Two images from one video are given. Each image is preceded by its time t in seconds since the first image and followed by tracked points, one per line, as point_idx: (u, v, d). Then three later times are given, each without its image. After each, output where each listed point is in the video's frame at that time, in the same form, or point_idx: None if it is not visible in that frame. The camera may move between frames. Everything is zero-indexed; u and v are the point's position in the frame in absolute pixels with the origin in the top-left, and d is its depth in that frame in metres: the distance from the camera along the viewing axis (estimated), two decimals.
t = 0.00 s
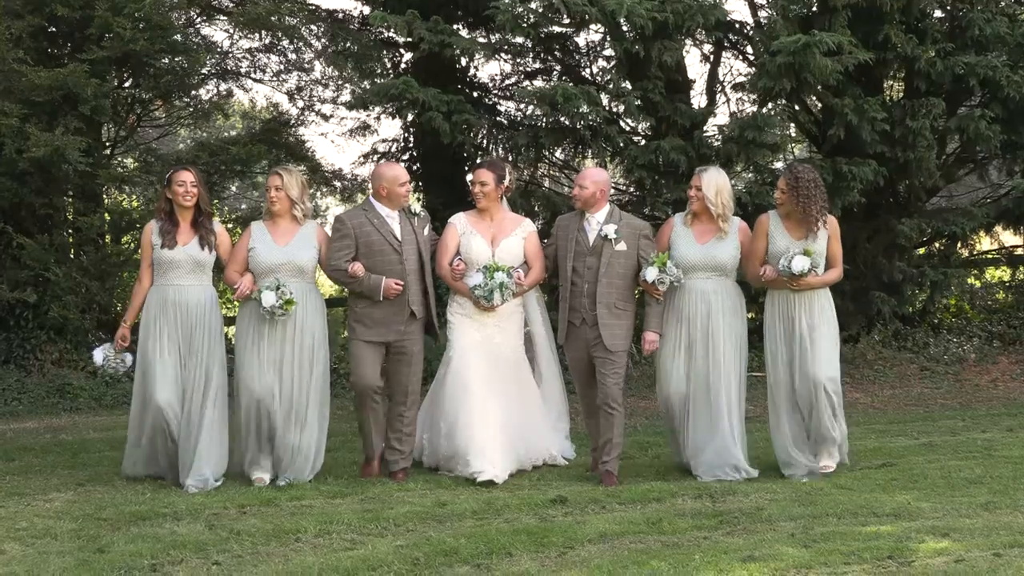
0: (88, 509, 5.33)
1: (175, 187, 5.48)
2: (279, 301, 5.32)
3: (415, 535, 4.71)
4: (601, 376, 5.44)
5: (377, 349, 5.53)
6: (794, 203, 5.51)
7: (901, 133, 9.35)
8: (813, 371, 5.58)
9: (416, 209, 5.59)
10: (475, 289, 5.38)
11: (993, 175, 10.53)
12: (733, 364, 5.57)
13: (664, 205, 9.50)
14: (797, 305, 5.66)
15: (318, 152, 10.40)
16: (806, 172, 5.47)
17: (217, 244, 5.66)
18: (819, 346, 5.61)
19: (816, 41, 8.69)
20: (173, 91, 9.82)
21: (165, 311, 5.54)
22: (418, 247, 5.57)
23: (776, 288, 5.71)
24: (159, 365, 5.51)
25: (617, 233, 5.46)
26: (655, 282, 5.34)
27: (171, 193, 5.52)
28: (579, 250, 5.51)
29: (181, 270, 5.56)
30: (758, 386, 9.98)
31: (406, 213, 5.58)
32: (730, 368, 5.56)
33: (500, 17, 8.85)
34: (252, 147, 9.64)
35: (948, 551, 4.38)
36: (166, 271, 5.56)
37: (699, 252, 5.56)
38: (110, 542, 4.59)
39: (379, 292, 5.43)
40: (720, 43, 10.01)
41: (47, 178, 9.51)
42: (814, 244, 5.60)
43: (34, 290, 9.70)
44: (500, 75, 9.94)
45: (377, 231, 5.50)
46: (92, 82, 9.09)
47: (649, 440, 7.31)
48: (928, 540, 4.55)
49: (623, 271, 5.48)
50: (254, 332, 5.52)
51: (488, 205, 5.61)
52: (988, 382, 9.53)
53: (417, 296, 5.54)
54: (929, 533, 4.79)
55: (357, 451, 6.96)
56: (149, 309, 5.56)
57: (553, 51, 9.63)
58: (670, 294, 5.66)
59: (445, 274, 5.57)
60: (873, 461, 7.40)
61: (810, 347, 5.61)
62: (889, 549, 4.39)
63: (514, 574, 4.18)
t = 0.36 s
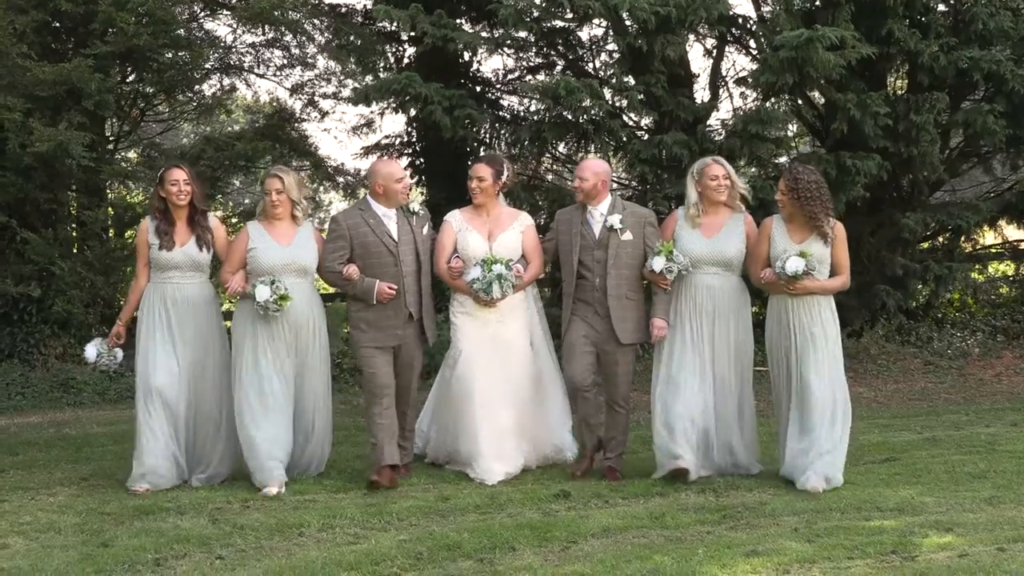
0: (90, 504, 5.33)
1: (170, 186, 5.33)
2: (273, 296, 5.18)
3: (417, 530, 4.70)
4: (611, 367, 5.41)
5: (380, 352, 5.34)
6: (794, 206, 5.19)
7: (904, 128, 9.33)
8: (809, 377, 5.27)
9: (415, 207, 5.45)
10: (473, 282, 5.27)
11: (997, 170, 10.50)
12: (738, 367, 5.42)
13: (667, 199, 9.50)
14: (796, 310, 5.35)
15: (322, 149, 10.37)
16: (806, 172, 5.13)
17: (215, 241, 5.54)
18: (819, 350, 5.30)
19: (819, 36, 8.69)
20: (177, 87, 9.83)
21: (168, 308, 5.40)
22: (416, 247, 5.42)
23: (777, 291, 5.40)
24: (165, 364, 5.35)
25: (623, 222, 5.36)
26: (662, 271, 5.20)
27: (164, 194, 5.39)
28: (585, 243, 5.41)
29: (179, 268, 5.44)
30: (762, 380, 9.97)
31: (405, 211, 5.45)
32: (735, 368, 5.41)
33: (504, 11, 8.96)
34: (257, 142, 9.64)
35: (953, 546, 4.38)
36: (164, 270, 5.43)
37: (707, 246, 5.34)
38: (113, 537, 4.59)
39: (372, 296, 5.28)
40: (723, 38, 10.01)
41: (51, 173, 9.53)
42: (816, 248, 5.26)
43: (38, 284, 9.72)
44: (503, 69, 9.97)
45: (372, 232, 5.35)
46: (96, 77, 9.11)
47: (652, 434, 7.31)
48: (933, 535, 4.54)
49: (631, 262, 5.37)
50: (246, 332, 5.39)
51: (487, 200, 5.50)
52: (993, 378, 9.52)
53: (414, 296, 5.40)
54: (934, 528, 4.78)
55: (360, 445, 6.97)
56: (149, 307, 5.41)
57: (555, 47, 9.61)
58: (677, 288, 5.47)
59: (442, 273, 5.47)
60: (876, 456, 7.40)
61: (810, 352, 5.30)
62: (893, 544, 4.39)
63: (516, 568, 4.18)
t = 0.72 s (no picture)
0: (99, 497, 5.43)
1: (158, 185, 5.44)
2: (271, 292, 5.24)
3: (424, 523, 4.80)
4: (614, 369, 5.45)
5: (378, 347, 5.36)
6: (799, 195, 5.15)
7: (906, 126, 9.41)
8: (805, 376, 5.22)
9: (410, 202, 5.42)
10: (476, 278, 5.32)
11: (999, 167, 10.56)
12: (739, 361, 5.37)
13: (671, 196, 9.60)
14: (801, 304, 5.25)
15: (331, 147, 10.38)
16: (809, 162, 5.10)
17: (202, 241, 5.60)
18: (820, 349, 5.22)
19: (821, 35, 8.78)
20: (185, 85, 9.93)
21: (144, 307, 5.49)
22: (412, 241, 5.40)
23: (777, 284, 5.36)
24: (147, 364, 5.47)
25: (621, 226, 5.36)
26: (651, 272, 5.21)
27: (153, 190, 5.47)
28: (583, 246, 5.41)
29: (163, 270, 5.53)
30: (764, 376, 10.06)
31: (399, 206, 5.41)
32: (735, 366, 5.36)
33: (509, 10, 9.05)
34: (266, 140, 9.74)
35: (954, 541, 4.46)
36: (148, 271, 5.52)
37: (701, 251, 5.29)
38: (123, 530, 4.69)
39: (366, 290, 5.26)
40: (727, 36, 10.09)
41: (61, 171, 9.64)
42: (820, 241, 5.20)
43: (49, 281, 9.84)
44: (508, 68, 10.05)
45: (366, 227, 5.33)
46: (106, 75, 9.22)
47: (655, 429, 7.41)
48: (934, 530, 4.63)
49: (627, 263, 5.37)
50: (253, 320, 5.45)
51: (485, 199, 5.55)
52: (995, 374, 9.60)
53: (408, 294, 5.35)
54: (934, 523, 4.87)
55: (367, 440, 7.07)
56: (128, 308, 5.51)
57: (561, 45, 9.68)
58: (674, 290, 5.41)
59: (445, 270, 5.52)
60: (878, 451, 7.49)
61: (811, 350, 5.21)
62: (894, 538, 4.48)
63: (520, 562, 4.28)
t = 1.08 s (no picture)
0: (113, 491, 5.54)
1: (165, 181, 5.48)
2: (270, 300, 5.18)
3: (433, 517, 4.92)
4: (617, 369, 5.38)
5: (374, 346, 5.38)
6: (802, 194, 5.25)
7: (910, 125, 9.51)
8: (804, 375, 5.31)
9: (416, 203, 5.48)
10: (475, 278, 5.32)
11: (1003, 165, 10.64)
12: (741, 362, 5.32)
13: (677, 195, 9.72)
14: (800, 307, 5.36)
15: (341, 144, 10.58)
16: (813, 161, 5.22)
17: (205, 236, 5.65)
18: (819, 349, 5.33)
19: (826, 35, 8.89)
20: (197, 85, 10.05)
21: (145, 301, 5.52)
22: (412, 242, 5.41)
23: (779, 287, 5.42)
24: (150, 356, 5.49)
25: (620, 221, 5.39)
26: (656, 270, 5.19)
27: (164, 188, 5.50)
28: (580, 241, 5.43)
29: (168, 266, 5.56)
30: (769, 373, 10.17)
31: (406, 207, 5.47)
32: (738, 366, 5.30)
33: (518, 10, 9.22)
34: (276, 138, 9.85)
35: (956, 535, 4.57)
36: (152, 267, 5.55)
37: (699, 244, 5.31)
38: (136, 524, 4.82)
39: (363, 289, 5.27)
40: (733, 36, 10.20)
41: (75, 168, 9.77)
42: (822, 243, 5.29)
43: (63, 278, 9.99)
44: (516, 67, 10.14)
45: (367, 227, 5.37)
46: (119, 74, 9.35)
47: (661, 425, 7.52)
48: (937, 524, 4.73)
49: (626, 260, 5.38)
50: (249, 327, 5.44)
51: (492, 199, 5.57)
52: (999, 370, 9.70)
53: (407, 293, 5.37)
54: (937, 518, 4.97)
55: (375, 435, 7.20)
56: (130, 303, 5.55)
57: (568, 44, 9.78)
58: (677, 288, 5.44)
59: (448, 271, 5.58)
60: (881, 447, 7.60)
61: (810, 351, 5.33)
62: (898, 532, 4.58)
63: (527, 555, 4.39)
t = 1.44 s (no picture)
0: (132, 484, 5.64)
1: (189, 181, 5.30)
2: (270, 308, 5.09)
3: (446, 512, 5.00)
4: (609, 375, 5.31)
5: (379, 345, 5.33)
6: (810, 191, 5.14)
7: (922, 123, 9.57)
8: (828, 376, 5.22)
9: (429, 199, 5.36)
10: (497, 280, 5.14)
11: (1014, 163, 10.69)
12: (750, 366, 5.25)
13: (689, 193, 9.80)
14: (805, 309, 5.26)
15: (357, 143, 10.65)
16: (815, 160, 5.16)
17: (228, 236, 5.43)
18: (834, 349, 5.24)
19: (839, 33, 8.96)
20: (214, 85, 10.09)
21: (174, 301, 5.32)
22: (426, 237, 5.34)
23: (785, 289, 5.22)
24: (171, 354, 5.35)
25: (625, 221, 5.31)
26: (650, 274, 5.12)
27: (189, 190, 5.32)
28: (585, 242, 5.36)
29: (192, 267, 5.35)
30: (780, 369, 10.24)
31: (419, 203, 5.37)
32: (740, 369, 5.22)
33: (531, 9, 9.30)
34: (293, 135, 9.94)
35: (966, 531, 4.63)
36: (175, 268, 5.34)
37: (707, 245, 5.20)
38: (153, 517, 4.91)
39: (382, 284, 5.18)
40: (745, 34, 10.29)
41: (94, 166, 9.90)
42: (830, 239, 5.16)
43: (82, 274, 10.11)
44: (530, 66, 10.19)
45: (383, 223, 5.27)
46: (138, 73, 9.46)
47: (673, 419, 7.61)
48: (948, 520, 4.80)
49: (632, 262, 5.31)
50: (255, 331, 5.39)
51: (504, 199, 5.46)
52: (1009, 367, 9.76)
53: (422, 291, 5.30)
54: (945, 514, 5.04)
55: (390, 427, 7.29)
56: (158, 301, 5.36)
57: (581, 43, 9.91)
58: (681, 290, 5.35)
59: (459, 269, 5.41)
60: (892, 442, 7.67)
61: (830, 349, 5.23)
62: (909, 528, 4.65)
63: (541, 549, 4.47)
